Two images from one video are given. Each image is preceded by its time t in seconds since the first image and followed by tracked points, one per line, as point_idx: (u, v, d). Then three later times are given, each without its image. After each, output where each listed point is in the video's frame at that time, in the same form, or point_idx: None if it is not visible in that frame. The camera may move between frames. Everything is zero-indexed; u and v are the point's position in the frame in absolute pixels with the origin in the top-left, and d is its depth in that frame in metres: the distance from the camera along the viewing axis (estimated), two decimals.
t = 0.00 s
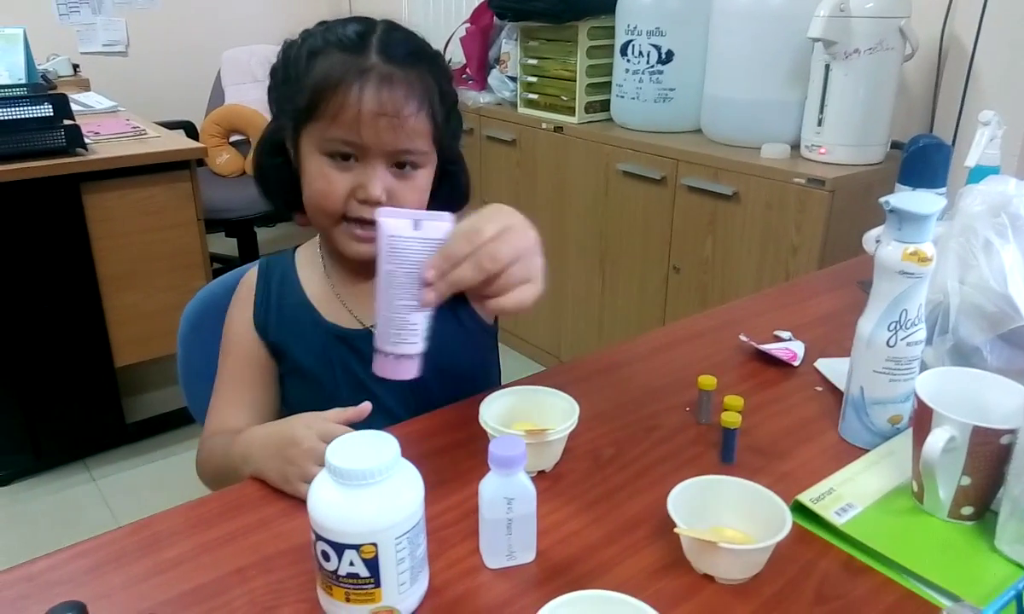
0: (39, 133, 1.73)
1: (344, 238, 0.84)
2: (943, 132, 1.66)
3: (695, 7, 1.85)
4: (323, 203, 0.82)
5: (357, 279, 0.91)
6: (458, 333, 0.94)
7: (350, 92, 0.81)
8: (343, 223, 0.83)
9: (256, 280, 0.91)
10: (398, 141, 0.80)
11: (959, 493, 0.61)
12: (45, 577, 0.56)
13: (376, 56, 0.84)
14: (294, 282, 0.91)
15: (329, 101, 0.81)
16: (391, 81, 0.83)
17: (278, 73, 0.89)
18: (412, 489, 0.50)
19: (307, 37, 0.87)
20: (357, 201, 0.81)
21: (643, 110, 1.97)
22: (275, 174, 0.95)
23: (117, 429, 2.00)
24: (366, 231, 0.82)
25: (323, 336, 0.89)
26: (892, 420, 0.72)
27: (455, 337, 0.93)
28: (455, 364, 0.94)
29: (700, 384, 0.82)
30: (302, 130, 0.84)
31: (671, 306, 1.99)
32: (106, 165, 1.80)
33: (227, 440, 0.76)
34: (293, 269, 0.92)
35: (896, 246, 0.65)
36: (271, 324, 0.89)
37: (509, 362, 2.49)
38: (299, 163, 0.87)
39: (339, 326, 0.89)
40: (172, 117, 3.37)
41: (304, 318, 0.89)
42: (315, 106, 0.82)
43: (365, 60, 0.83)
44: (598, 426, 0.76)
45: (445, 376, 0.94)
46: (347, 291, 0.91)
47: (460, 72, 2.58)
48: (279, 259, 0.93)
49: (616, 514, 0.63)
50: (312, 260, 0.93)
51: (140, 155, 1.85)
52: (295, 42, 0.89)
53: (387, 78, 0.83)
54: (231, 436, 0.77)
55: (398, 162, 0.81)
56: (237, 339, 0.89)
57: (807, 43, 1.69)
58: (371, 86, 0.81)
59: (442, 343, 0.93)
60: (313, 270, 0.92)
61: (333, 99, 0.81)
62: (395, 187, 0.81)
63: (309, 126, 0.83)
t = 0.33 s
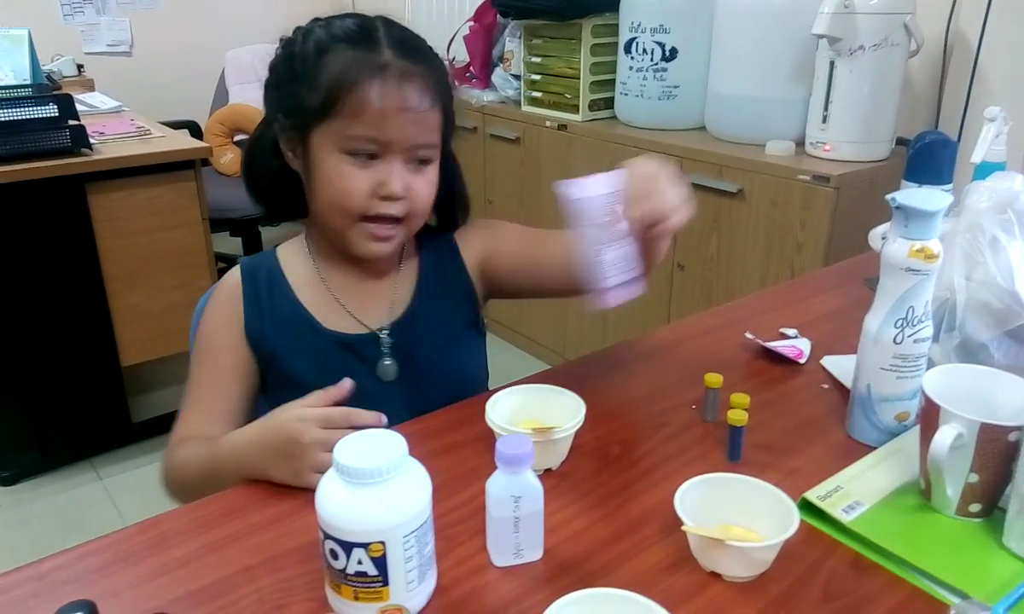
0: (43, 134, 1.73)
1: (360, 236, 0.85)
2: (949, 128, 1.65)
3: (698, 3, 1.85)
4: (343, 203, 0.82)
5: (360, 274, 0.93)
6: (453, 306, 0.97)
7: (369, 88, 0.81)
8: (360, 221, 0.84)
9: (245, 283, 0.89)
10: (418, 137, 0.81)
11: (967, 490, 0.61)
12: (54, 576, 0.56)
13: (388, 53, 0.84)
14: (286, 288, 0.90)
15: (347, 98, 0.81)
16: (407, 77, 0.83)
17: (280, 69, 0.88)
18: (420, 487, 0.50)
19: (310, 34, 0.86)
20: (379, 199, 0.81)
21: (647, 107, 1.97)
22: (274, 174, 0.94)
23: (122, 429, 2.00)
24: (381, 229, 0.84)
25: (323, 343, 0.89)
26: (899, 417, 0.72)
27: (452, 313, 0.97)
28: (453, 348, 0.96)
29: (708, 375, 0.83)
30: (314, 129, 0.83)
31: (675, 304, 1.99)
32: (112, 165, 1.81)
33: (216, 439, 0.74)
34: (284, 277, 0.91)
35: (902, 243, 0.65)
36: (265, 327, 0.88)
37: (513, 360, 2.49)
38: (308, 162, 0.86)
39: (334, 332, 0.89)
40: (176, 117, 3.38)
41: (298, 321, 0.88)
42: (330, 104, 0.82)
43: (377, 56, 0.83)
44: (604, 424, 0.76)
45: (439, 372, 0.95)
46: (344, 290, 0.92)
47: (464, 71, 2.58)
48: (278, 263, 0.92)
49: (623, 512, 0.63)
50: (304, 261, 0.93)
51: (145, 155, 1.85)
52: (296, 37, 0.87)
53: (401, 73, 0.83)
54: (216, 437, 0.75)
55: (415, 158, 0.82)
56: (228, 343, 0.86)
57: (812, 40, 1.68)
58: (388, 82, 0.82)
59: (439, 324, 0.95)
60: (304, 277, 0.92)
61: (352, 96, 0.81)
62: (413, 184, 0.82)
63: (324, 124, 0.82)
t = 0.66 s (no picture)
0: (48, 134, 1.73)
1: (401, 251, 0.87)
2: (954, 122, 1.64)
3: None
4: (399, 226, 0.83)
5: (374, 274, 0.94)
6: (459, 301, 1.00)
7: (441, 120, 0.82)
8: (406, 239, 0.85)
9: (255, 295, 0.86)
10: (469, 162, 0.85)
11: (974, 485, 0.61)
12: (62, 576, 0.56)
13: (444, 80, 0.85)
14: (303, 293, 0.88)
15: (421, 129, 0.81)
16: (465, 107, 0.85)
17: (318, 77, 0.82)
18: (426, 485, 0.50)
19: (366, 48, 0.82)
20: (430, 221, 0.84)
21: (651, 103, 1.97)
22: (292, 184, 0.88)
23: (129, 428, 2.01)
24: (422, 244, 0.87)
25: (365, 344, 0.89)
26: (905, 412, 0.71)
27: (459, 306, 1.00)
28: (461, 342, 0.98)
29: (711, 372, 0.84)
30: (374, 151, 0.81)
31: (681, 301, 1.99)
32: (117, 164, 1.81)
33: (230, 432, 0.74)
34: (299, 287, 0.88)
35: (908, 238, 0.64)
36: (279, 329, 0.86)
37: (519, 357, 2.50)
38: (354, 181, 0.84)
39: (351, 322, 0.89)
40: (180, 116, 3.38)
41: (331, 325, 0.88)
42: (401, 131, 0.81)
43: (440, 84, 0.84)
44: (610, 422, 0.76)
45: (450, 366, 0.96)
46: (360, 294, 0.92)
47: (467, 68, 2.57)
48: (291, 276, 0.90)
49: (628, 510, 0.63)
50: (314, 270, 0.91)
51: (150, 154, 1.86)
52: (338, 45, 0.83)
53: (462, 103, 0.85)
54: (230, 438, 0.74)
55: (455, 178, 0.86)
56: (240, 355, 0.83)
57: (816, 34, 1.68)
58: (455, 114, 0.83)
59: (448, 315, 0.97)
60: (315, 276, 0.91)
61: (426, 128, 0.81)
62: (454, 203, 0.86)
63: (389, 149, 0.81)
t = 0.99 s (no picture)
0: (49, 136, 1.74)
1: (416, 250, 0.87)
2: (954, 123, 1.64)
3: None
4: (409, 224, 0.83)
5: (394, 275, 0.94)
6: (473, 302, 1.00)
7: (453, 121, 0.82)
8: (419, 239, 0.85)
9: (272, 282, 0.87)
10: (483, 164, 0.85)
11: (976, 486, 0.61)
12: (65, 577, 0.56)
13: (460, 81, 0.85)
14: (317, 285, 0.89)
15: (431, 129, 0.81)
16: (481, 108, 0.85)
17: (335, 79, 0.85)
18: (428, 486, 0.50)
19: (380, 50, 0.84)
20: (442, 221, 0.84)
21: (651, 104, 1.97)
22: (312, 180, 0.91)
23: (130, 429, 2.01)
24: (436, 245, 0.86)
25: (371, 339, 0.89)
26: (907, 413, 0.72)
27: (473, 306, 0.99)
28: (475, 342, 0.98)
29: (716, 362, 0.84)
30: (384, 150, 0.82)
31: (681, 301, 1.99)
32: (117, 166, 1.81)
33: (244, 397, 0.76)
34: (315, 281, 0.89)
35: (909, 239, 0.64)
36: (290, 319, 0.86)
37: (519, 359, 2.50)
38: (366, 180, 0.85)
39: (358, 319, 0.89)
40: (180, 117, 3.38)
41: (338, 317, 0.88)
42: (410, 130, 0.81)
43: (454, 85, 0.83)
44: (611, 422, 0.76)
45: (456, 363, 0.95)
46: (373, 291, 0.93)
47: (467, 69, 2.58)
48: (309, 273, 0.90)
49: (631, 510, 0.63)
50: (331, 266, 0.92)
51: (151, 156, 1.86)
52: (355, 48, 0.85)
53: (476, 105, 0.85)
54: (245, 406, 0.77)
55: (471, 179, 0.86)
56: (252, 339, 0.84)
57: (817, 35, 1.68)
58: (468, 115, 0.83)
59: (461, 314, 0.97)
60: (330, 271, 0.92)
61: (436, 128, 0.81)
62: (469, 205, 0.85)
63: (398, 147, 0.82)
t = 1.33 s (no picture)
0: (54, 136, 1.74)
1: (434, 250, 0.87)
2: (959, 119, 1.64)
3: None
4: (428, 224, 0.83)
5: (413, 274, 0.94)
6: (493, 304, 1.00)
7: (473, 121, 0.81)
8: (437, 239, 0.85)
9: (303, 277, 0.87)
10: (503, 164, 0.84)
11: (982, 484, 0.61)
12: (71, 577, 0.57)
13: (482, 80, 0.84)
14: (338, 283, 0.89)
15: (451, 128, 0.81)
16: (501, 108, 0.85)
17: (357, 77, 0.84)
18: (433, 485, 0.50)
19: (401, 48, 0.83)
20: (461, 221, 0.83)
21: (655, 103, 1.96)
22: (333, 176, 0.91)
23: (135, 428, 2.01)
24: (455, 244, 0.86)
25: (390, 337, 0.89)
26: (913, 411, 0.71)
27: (492, 307, 0.99)
28: (491, 342, 0.98)
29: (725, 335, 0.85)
30: (403, 149, 0.82)
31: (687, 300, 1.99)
32: (122, 166, 1.81)
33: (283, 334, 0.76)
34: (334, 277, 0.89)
35: (915, 237, 0.64)
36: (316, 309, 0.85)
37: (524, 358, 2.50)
38: (385, 178, 0.85)
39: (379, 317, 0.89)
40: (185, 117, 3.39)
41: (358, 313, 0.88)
42: (429, 129, 0.81)
43: (474, 86, 0.83)
44: (616, 421, 0.76)
45: (476, 364, 0.95)
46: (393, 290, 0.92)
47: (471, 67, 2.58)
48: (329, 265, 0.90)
49: (636, 509, 0.63)
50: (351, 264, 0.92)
51: (155, 156, 1.86)
52: (377, 46, 0.84)
53: (497, 105, 0.84)
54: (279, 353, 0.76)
55: (490, 180, 0.85)
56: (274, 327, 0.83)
57: (821, 32, 1.67)
58: (488, 115, 0.83)
59: (477, 313, 0.97)
60: (350, 268, 0.92)
61: (456, 128, 0.81)
62: (489, 206, 0.85)
63: (417, 147, 0.82)
